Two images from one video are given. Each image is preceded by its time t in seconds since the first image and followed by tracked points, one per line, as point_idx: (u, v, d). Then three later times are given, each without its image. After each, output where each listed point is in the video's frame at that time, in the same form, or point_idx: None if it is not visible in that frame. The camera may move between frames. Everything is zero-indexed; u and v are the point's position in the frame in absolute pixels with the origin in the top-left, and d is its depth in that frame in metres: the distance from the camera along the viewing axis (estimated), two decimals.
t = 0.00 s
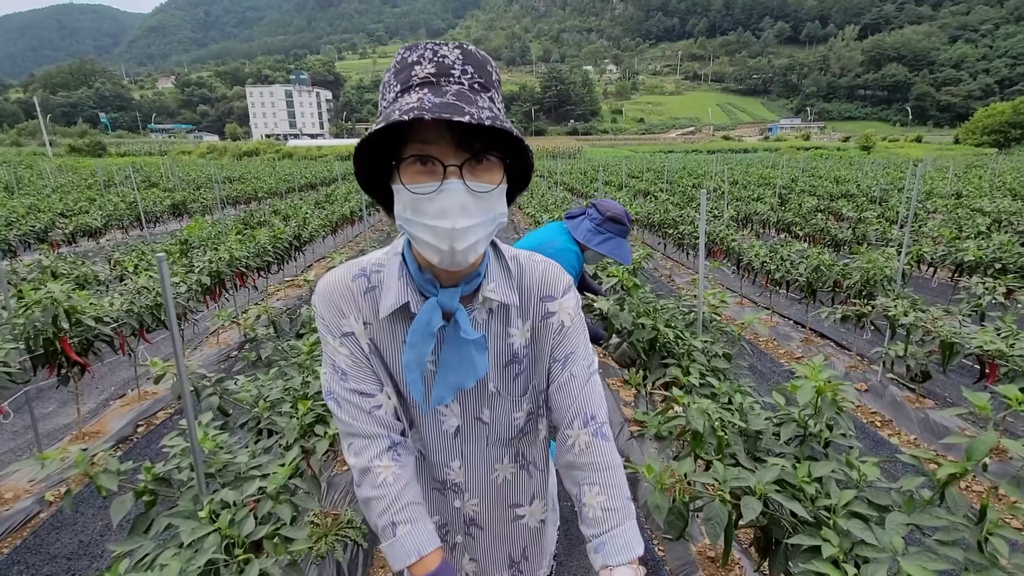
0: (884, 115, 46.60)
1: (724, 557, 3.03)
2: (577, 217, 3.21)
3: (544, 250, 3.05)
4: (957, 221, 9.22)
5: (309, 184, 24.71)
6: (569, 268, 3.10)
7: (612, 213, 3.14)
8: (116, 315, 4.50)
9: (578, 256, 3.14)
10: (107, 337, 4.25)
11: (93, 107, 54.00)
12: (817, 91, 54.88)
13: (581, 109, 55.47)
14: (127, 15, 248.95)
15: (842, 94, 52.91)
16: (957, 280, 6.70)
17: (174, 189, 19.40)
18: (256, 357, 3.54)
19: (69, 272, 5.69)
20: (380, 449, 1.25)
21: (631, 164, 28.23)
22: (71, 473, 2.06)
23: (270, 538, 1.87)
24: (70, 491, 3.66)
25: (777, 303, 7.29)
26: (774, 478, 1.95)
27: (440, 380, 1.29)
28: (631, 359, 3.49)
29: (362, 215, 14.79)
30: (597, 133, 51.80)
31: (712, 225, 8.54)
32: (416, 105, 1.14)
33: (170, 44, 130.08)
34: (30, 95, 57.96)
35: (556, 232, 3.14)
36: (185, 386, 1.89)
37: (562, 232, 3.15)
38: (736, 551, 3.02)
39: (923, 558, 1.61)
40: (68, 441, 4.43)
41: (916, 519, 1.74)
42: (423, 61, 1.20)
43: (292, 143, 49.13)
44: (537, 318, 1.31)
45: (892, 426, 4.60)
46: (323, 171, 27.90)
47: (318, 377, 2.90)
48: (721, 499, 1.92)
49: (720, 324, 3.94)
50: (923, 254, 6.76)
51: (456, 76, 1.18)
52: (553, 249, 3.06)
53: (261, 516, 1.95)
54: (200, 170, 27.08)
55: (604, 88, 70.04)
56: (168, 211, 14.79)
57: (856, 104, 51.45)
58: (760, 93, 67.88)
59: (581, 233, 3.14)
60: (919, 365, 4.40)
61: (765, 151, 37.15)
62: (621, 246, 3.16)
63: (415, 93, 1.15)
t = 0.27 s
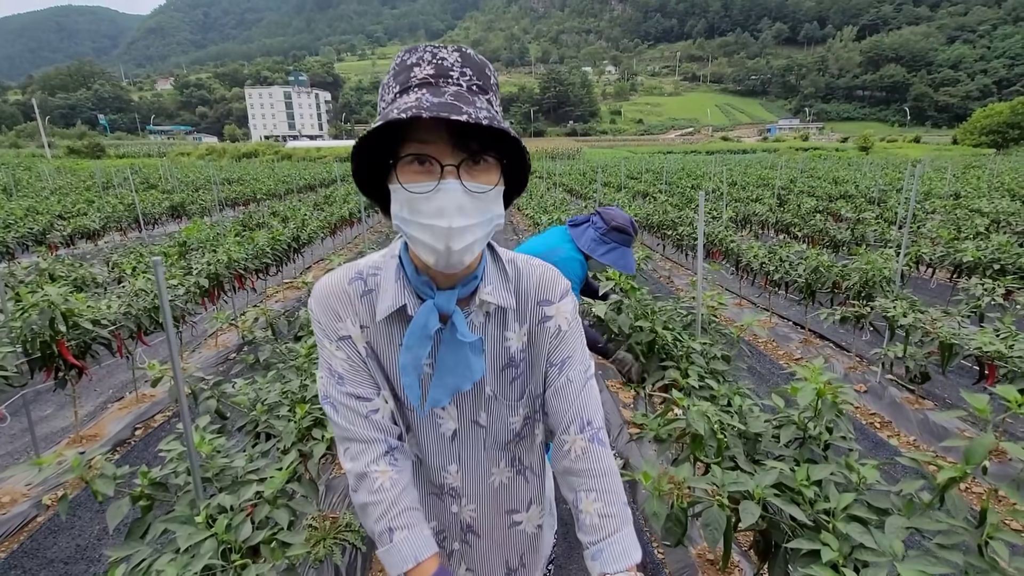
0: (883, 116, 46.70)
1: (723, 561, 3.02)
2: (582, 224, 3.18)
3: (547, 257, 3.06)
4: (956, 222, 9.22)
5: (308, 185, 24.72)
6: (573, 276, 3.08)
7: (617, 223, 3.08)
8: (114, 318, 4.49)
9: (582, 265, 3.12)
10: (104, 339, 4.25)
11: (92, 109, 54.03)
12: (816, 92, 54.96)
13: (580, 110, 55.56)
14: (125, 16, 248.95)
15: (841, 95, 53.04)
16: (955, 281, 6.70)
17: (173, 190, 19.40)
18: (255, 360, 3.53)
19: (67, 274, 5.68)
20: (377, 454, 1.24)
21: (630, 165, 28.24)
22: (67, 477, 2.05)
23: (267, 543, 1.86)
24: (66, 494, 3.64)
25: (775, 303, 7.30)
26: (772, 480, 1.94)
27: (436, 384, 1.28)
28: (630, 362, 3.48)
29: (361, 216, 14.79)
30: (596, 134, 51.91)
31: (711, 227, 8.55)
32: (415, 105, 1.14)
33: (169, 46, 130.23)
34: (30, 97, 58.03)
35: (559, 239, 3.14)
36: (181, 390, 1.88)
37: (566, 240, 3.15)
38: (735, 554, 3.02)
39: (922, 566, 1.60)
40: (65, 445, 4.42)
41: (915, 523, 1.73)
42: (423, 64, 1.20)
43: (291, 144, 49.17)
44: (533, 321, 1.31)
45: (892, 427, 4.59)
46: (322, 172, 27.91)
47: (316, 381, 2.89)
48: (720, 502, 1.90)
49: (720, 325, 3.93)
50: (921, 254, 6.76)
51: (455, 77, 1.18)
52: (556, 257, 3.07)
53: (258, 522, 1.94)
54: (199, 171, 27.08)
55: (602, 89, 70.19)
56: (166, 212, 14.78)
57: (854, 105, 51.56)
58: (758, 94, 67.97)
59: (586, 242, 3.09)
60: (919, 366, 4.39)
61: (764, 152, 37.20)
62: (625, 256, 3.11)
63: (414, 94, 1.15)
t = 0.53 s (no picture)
0: (882, 117, 46.79)
1: (724, 564, 3.02)
2: (582, 230, 3.17)
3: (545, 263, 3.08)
4: (956, 223, 9.24)
5: (308, 186, 24.74)
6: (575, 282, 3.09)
7: (620, 231, 3.04)
8: (114, 320, 4.50)
9: (584, 271, 3.14)
10: (104, 342, 4.24)
11: (92, 110, 54.10)
12: (815, 93, 55.07)
13: (579, 111, 55.63)
14: (126, 18, 249.36)
15: (840, 96, 53.14)
16: (955, 282, 6.70)
17: (173, 192, 19.45)
18: (254, 363, 3.52)
19: (67, 276, 5.68)
20: (381, 454, 1.24)
21: (630, 166, 28.28)
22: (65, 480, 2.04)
23: (267, 545, 1.85)
24: (66, 496, 3.64)
25: (775, 305, 7.30)
26: (772, 483, 1.92)
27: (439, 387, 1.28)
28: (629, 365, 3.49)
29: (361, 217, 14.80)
30: (595, 135, 52.02)
31: (711, 228, 8.55)
32: (359, 155, 1.11)
33: (169, 49, 130.38)
34: (30, 98, 58.14)
35: (560, 245, 3.15)
36: (181, 390, 1.88)
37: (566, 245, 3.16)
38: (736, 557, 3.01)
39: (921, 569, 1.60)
40: (63, 447, 4.42)
41: (915, 526, 1.73)
42: (373, 97, 1.13)
43: (291, 145, 49.22)
44: (538, 326, 1.30)
45: (892, 429, 4.59)
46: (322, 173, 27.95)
47: (315, 384, 2.89)
48: (721, 504, 1.89)
49: (719, 328, 3.93)
50: (921, 256, 6.76)
51: (399, 112, 1.11)
52: (557, 263, 3.08)
53: (257, 524, 1.93)
54: (199, 173, 27.11)
55: (602, 90, 70.38)
56: (166, 214, 14.80)
57: (854, 106, 51.66)
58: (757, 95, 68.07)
59: (588, 249, 3.10)
60: (918, 368, 4.38)
61: (763, 153, 37.25)
62: (627, 264, 3.10)
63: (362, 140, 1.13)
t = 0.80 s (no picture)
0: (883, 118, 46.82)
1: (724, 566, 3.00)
2: (584, 235, 3.17)
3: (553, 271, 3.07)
4: (957, 224, 9.23)
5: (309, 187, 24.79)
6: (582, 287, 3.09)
7: (622, 236, 3.10)
8: (114, 322, 4.49)
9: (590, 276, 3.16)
10: (104, 344, 4.23)
11: (94, 112, 54.26)
12: (816, 94, 55.11)
13: (580, 112, 55.68)
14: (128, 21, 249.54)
15: (841, 97, 53.20)
16: (956, 283, 6.68)
17: (174, 193, 19.49)
18: (253, 365, 3.52)
19: (67, 277, 5.68)
20: (390, 449, 1.33)
21: (631, 167, 28.31)
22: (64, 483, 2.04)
23: (265, 548, 1.85)
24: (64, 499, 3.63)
25: (776, 306, 7.29)
26: (773, 486, 1.90)
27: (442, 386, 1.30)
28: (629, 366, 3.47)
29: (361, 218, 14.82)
30: (596, 136, 52.12)
31: (711, 229, 8.54)
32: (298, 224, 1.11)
33: (171, 51, 130.67)
34: (32, 100, 58.37)
35: (563, 251, 3.12)
36: (180, 392, 1.87)
37: (570, 250, 3.14)
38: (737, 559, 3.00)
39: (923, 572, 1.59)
40: (63, 448, 4.42)
41: (915, 528, 1.72)
42: (298, 160, 1.08)
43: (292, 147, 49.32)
44: (538, 327, 1.28)
45: (893, 431, 4.57)
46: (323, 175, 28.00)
47: (313, 385, 2.88)
48: (723, 505, 1.87)
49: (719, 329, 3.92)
50: (922, 257, 6.74)
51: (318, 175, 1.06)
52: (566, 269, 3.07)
53: (255, 527, 1.92)
54: (200, 174, 27.15)
55: (603, 92, 70.54)
56: (167, 215, 14.83)
57: (855, 107, 51.69)
58: (758, 96, 68.15)
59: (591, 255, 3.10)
60: (919, 370, 4.37)
61: (764, 154, 37.28)
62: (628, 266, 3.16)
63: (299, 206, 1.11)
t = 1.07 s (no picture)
0: (886, 118, 46.77)
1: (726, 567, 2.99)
2: (592, 238, 3.15)
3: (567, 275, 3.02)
4: (961, 225, 9.19)
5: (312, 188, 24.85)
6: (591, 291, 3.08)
7: (630, 238, 3.09)
8: (116, 321, 4.49)
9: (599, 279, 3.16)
10: (106, 343, 4.22)
11: (98, 113, 54.48)
12: (818, 95, 55.07)
13: (582, 113, 55.72)
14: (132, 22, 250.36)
15: (844, 98, 53.16)
16: (961, 284, 6.64)
17: (177, 194, 19.57)
18: (254, 364, 3.51)
19: (69, 277, 5.69)
20: (395, 437, 1.39)
21: (633, 168, 28.31)
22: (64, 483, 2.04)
23: (265, 548, 1.84)
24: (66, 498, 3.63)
25: (779, 307, 7.26)
26: (776, 487, 1.89)
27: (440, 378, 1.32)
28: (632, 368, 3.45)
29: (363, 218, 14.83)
30: (598, 137, 52.22)
31: (713, 230, 8.52)
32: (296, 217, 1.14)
33: (175, 53, 131.15)
34: (37, 102, 58.68)
35: (571, 256, 3.07)
36: (180, 392, 1.85)
37: (580, 253, 3.09)
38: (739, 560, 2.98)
39: None
40: (65, 449, 4.42)
41: (921, 531, 1.69)
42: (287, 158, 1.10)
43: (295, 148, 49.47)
44: (538, 327, 1.27)
45: (896, 432, 4.55)
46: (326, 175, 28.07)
47: (314, 385, 2.87)
48: (725, 506, 1.85)
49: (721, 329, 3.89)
50: (925, 258, 6.70)
51: (303, 171, 1.08)
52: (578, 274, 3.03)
53: (255, 527, 1.91)
54: (203, 175, 27.24)
55: (605, 93, 70.60)
56: (170, 216, 14.87)
57: (857, 107, 51.65)
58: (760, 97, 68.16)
59: (599, 258, 3.08)
60: (923, 371, 4.33)
61: (766, 155, 37.28)
62: (636, 268, 3.20)
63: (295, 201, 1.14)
